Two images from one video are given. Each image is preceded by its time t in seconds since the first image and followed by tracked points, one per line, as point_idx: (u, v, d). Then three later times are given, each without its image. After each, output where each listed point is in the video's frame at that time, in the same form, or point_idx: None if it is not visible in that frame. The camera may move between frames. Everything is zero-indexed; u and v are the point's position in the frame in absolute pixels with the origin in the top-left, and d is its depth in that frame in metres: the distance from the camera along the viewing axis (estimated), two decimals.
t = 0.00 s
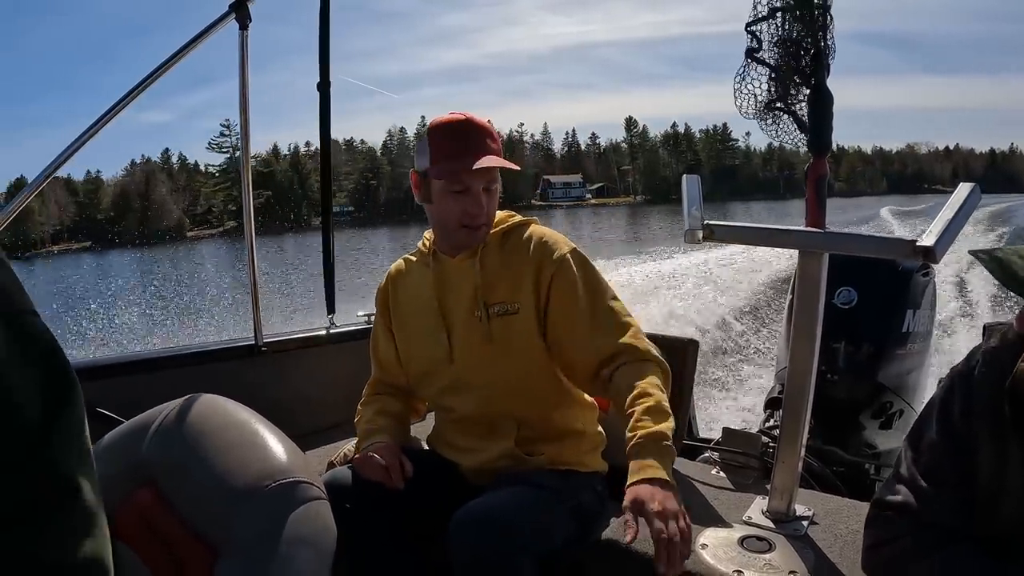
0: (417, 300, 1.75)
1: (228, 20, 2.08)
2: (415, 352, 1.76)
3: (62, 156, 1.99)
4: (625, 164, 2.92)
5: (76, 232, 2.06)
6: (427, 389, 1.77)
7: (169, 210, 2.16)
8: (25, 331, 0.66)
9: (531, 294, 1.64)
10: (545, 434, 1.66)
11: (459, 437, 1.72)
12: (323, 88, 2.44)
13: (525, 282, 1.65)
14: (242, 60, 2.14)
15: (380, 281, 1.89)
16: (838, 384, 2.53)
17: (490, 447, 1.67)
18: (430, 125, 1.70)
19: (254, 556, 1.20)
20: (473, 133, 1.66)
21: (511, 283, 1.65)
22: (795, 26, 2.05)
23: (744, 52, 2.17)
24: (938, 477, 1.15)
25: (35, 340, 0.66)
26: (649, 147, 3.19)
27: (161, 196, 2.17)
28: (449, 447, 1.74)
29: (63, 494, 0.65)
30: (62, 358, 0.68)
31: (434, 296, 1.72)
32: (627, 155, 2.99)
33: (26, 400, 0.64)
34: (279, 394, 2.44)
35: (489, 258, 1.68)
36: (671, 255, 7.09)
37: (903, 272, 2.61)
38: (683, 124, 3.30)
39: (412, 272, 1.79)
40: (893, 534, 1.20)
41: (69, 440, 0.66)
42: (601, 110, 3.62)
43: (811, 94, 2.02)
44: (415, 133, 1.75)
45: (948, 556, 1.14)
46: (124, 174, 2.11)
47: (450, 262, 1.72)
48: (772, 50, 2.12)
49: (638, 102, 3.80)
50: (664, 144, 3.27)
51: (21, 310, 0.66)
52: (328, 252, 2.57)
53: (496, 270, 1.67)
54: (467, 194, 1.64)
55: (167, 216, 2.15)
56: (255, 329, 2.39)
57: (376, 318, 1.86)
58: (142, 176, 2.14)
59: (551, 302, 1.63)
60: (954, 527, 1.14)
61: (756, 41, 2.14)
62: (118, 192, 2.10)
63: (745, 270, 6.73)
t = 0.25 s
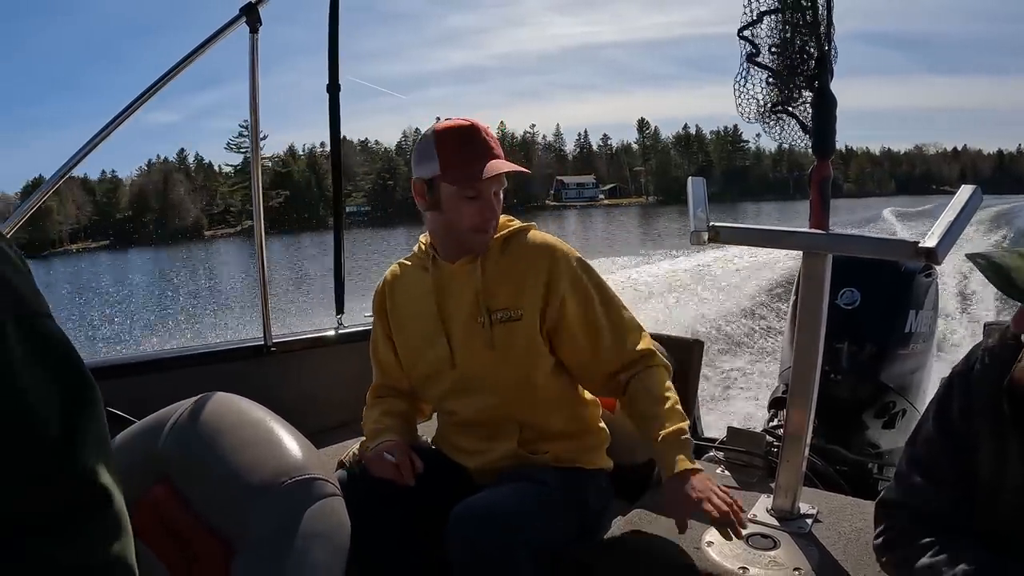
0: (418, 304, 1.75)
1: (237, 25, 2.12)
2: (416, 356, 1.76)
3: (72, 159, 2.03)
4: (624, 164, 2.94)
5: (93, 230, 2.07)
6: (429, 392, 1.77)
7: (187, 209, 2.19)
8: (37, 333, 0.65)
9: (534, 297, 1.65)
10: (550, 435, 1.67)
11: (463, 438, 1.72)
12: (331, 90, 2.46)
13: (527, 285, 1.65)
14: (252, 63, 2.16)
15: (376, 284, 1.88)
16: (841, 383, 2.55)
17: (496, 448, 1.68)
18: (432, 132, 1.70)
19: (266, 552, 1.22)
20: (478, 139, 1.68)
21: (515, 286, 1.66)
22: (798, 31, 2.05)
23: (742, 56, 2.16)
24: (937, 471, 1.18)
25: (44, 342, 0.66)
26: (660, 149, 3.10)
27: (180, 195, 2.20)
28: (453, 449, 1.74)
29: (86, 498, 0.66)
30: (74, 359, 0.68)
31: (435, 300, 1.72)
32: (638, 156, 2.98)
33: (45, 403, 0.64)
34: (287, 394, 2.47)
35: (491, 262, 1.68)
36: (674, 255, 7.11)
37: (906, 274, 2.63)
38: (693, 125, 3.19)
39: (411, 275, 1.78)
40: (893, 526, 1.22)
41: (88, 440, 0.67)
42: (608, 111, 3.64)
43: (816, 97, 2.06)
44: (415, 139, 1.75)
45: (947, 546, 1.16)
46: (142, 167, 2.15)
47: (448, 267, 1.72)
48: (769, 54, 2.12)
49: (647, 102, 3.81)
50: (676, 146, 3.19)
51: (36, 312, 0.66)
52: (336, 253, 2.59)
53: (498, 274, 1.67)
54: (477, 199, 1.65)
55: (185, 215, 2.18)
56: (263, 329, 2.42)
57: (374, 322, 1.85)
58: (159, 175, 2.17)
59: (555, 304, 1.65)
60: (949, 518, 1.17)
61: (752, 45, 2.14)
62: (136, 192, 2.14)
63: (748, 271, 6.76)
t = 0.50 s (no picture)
0: (418, 307, 1.75)
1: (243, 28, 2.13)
2: (418, 358, 1.76)
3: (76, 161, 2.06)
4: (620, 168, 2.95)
5: (109, 229, 2.05)
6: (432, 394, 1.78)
7: (205, 209, 2.21)
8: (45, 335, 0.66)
9: (535, 297, 1.66)
10: (554, 433, 1.68)
11: (468, 438, 1.73)
12: (337, 92, 2.47)
13: (528, 285, 1.67)
14: (258, 64, 2.17)
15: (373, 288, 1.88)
16: (844, 384, 2.56)
17: (502, 447, 1.69)
18: (428, 136, 1.69)
19: (273, 550, 1.23)
20: (475, 143, 1.67)
21: (517, 287, 1.67)
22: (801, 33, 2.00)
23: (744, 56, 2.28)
24: (940, 465, 1.18)
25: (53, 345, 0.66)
26: (671, 150, 3.07)
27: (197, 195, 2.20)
28: (458, 449, 1.75)
29: (99, 499, 0.66)
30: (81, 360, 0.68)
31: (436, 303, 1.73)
32: (649, 157, 3.00)
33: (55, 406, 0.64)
34: (292, 393, 2.48)
35: (492, 263, 1.69)
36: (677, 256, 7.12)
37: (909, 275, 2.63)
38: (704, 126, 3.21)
39: (410, 278, 1.79)
40: (895, 519, 1.23)
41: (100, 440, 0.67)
42: (614, 112, 3.65)
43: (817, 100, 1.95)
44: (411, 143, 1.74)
45: (948, 539, 1.17)
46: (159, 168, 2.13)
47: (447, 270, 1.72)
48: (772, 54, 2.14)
49: (654, 102, 3.81)
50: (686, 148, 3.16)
51: (44, 315, 0.67)
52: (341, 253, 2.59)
53: (500, 275, 1.68)
54: (474, 203, 1.65)
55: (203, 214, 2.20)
56: (268, 329, 2.44)
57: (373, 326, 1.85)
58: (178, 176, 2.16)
59: (558, 303, 1.67)
60: (950, 511, 1.18)
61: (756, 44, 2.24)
62: (153, 192, 2.12)
63: (751, 272, 6.76)
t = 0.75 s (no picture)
0: (412, 309, 1.75)
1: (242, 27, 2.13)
2: (414, 360, 1.76)
3: (75, 161, 2.08)
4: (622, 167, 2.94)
5: (123, 229, 2.07)
6: (428, 395, 1.78)
7: (221, 209, 2.25)
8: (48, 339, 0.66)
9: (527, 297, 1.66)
10: (551, 432, 1.68)
11: (467, 438, 1.73)
12: (337, 91, 2.47)
13: (519, 285, 1.66)
14: (257, 64, 2.17)
15: (369, 290, 1.88)
16: (845, 384, 2.56)
17: (500, 447, 1.69)
18: (416, 141, 1.70)
19: (272, 548, 1.22)
20: (461, 147, 1.67)
21: (508, 288, 1.66)
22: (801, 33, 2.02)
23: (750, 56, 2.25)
24: (941, 464, 1.18)
25: (56, 348, 0.66)
26: (682, 151, 3.08)
27: (213, 195, 2.23)
28: (456, 448, 1.75)
29: (105, 502, 0.66)
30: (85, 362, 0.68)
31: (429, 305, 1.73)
32: (659, 157, 2.99)
33: (60, 410, 0.64)
34: (292, 393, 2.48)
35: (482, 264, 1.69)
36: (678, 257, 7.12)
37: (909, 274, 2.63)
38: (715, 127, 3.19)
39: (404, 281, 1.79)
40: (895, 517, 1.23)
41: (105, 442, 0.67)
42: (616, 113, 3.65)
43: (818, 99, 1.96)
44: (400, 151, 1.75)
45: (948, 539, 1.17)
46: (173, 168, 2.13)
47: (441, 271, 1.72)
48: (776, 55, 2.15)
49: (658, 103, 3.81)
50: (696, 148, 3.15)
51: (47, 319, 0.67)
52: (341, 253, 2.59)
53: (491, 276, 1.67)
54: (460, 206, 1.64)
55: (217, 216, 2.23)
56: (268, 328, 2.44)
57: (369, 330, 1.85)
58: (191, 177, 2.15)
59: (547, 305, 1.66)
60: (952, 510, 1.18)
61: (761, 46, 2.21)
62: (167, 193, 2.13)
63: (752, 272, 6.76)
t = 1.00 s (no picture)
0: (411, 309, 1.76)
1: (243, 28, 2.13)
2: (413, 359, 1.77)
3: (75, 161, 2.07)
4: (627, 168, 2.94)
5: (140, 228, 2.04)
6: (428, 393, 1.78)
7: (237, 209, 2.30)
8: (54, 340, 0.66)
9: (525, 297, 1.66)
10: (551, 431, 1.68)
11: (466, 436, 1.74)
12: (338, 92, 2.48)
13: (517, 284, 1.66)
14: (258, 64, 2.18)
15: (369, 289, 1.89)
16: (844, 385, 2.54)
17: (499, 445, 1.70)
18: (418, 140, 1.70)
19: (272, 547, 1.23)
20: (463, 149, 1.68)
21: (506, 288, 1.67)
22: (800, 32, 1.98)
23: (743, 57, 2.22)
24: (940, 464, 1.18)
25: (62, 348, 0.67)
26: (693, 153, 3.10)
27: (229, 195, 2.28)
28: (456, 446, 1.76)
29: (108, 502, 0.67)
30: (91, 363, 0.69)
31: (427, 305, 1.73)
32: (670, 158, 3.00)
33: (66, 411, 0.65)
34: (293, 393, 2.49)
35: (480, 264, 1.69)
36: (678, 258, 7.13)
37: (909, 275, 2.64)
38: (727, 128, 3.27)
39: (403, 280, 1.79)
40: (893, 517, 1.23)
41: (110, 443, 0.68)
42: (616, 114, 3.66)
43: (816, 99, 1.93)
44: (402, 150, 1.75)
45: (944, 538, 1.17)
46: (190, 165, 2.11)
47: (439, 271, 1.73)
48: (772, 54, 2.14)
49: (663, 103, 3.81)
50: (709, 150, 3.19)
51: (55, 320, 0.67)
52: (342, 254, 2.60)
53: (490, 277, 1.68)
54: (461, 207, 1.65)
55: (235, 215, 2.29)
56: (269, 328, 2.44)
57: (368, 329, 1.85)
58: (209, 177, 2.16)
59: (544, 307, 1.66)
60: (948, 510, 1.18)
61: (755, 45, 2.20)
62: (184, 192, 2.09)
63: (753, 273, 6.77)
